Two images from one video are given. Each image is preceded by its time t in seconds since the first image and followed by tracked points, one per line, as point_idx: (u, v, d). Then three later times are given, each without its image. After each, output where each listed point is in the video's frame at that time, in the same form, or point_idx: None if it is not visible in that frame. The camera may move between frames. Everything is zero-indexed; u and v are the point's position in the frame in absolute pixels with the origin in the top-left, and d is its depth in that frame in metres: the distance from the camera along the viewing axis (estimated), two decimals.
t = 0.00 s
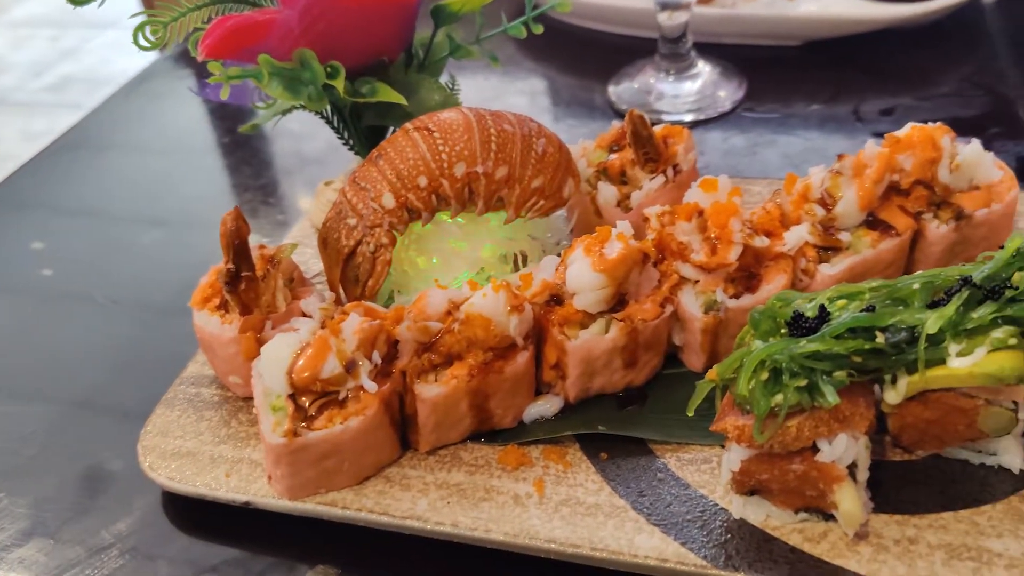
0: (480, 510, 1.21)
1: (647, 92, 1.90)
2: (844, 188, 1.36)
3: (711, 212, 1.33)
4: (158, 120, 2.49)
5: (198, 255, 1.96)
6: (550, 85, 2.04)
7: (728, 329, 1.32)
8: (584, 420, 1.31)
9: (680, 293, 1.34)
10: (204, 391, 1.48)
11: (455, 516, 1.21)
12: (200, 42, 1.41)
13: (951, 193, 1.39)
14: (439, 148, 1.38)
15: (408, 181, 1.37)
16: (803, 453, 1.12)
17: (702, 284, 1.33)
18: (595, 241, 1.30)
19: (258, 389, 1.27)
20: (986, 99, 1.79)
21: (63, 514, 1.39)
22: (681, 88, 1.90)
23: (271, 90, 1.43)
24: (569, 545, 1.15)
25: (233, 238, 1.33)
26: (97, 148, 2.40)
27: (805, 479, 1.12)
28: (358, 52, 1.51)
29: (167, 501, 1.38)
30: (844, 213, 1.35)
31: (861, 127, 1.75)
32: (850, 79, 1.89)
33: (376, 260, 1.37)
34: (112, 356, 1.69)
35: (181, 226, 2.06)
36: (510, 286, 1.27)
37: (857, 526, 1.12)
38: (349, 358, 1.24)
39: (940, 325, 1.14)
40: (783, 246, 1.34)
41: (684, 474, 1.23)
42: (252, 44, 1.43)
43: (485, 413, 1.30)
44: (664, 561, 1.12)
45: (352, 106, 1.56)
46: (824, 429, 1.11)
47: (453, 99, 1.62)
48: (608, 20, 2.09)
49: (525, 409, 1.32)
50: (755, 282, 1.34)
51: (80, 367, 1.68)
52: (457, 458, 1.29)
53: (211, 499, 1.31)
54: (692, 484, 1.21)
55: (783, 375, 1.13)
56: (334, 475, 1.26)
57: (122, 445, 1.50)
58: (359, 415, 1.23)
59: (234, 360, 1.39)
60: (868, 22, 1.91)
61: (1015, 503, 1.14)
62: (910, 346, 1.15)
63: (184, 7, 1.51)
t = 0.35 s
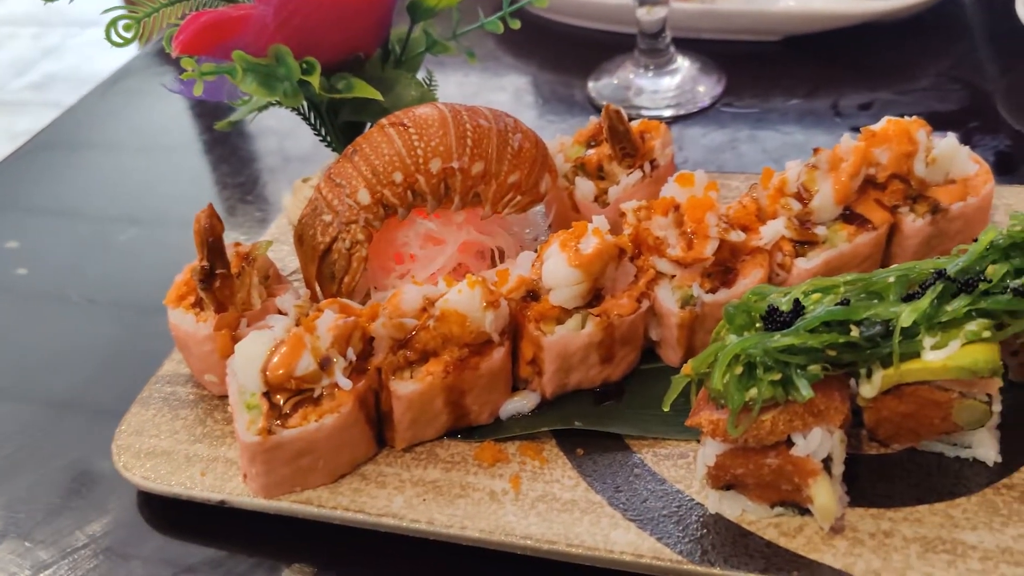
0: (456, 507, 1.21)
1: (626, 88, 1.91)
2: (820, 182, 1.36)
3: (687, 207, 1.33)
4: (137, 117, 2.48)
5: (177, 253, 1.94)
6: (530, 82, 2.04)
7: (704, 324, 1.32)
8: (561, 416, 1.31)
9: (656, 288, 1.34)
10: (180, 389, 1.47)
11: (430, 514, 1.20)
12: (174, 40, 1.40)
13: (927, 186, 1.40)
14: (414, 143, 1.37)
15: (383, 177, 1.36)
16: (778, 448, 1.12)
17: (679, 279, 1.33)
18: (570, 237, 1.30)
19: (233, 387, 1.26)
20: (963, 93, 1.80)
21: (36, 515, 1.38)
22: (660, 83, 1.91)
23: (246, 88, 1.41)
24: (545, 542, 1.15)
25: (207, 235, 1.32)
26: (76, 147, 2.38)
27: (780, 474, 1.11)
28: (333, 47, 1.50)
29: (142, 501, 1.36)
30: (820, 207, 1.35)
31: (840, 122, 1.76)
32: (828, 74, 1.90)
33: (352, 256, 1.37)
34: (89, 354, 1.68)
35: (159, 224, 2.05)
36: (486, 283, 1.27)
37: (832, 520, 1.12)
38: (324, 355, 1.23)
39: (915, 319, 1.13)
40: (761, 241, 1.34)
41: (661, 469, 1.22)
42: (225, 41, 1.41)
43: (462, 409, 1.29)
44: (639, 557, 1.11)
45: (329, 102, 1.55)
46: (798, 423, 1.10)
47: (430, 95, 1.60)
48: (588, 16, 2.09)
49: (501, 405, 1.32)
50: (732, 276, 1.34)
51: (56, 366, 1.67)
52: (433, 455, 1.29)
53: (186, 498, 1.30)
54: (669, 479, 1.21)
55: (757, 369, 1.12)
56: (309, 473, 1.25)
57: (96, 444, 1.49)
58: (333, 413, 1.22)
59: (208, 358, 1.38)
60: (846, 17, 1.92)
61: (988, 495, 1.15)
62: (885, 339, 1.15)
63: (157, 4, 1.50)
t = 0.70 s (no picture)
0: (438, 510, 1.20)
1: (610, 87, 1.92)
2: (801, 181, 1.36)
3: (668, 207, 1.33)
4: (119, 117, 2.46)
5: (159, 254, 1.93)
6: (514, 82, 2.04)
7: (686, 324, 1.31)
8: (543, 417, 1.30)
9: (638, 288, 1.33)
10: (161, 393, 1.46)
11: (412, 516, 1.20)
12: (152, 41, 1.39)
13: (908, 185, 1.40)
14: (395, 144, 1.36)
15: (364, 179, 1.36)
16: (758, 448, 1.11)
17: (660, 279, 1.33)
18: (551, 238, 1.29)
19: (212, 390, 1.25)
20: (946, 92, 1.81)
21: (15, 519, 1.37)
22: (643, 82, 1.92)
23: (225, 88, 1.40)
24: (526, 544, 1.14)
25: (187, 237, 1.31)
26: (58, 147, 2.36)
27: (761, 474, 1.11)
28: (313, 48, 1.50)
29: (122, 505, 1.35)
30: (801, 207, 1.35)
31: (822, 121, 1.77)
32: (811, 73, 1.91)
33: (333, 258, 1.36)
34: (70, 356, 1.67)
35: (141, 225, 2.04)
36: (467, 284, 1.26)
37: (813, 520, 1.12)
38: (304, 358, 1.23)
39: (895, 318, 1.13)
40: (741, 240, 1.34)
41: (643, 470, 1.22)
42: (207, 41, 1.40)
43: (443, 411, 1.28)
44: (621, 558, 1.11)
45: (309, 103, 1.54)
46: (778, 424, 1.09)
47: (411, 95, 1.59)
48: (572, 15, 2.10)
49: (483, 407, 1.32)
50: (713, 276, 1.34)
51: (37, 368, 1.66)
52: (414, 457, 1.28)
53: (166, 502, 1.29)
54: (651, 480, 1.21)
55: (737, 370, 1.11)
56: (289, 476, 1.24)
57: (77, 448, 1.48)
58: (313, 415, 1.22)
59: (189, 361, 1.37)
60: (829, 16, 1.92)
61: (968, 494, 1.15)
62: (864, 339, 1.14)
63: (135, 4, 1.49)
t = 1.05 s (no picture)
0: (419, 513, 1.20)
1: (595, 87, 1.92)
2: (783, 182, 1.35)
3: (651, 208, 1.33)
4: (104, 118, 2.45)
5: (144, 255, 1.92)
6: (500, 82, 2.04)
7: (668, 325, 1.31)
8: (525, 419, 1.30)
9: (620, 290, 1.33)
10: (142, 396, 1.45)
11: (393, 520, 1.19)
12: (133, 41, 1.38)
13: (891, 185, 1.40)
14: (375, 146, 1.35)
15: (345, 180, 1.35)
16: (739, 451, 1.11)
17: (642, 280, 1.32)
18: (533, 239, 1.29)
19: (194, 394, 1.25)
20: (931, 91, 1.83)
21: None
22: (628, 82, 1.93)
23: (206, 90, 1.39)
24: (507, 547, 1.14)
25: (166, 239, 1.31)
26: (43, 148, 2.35)
27: (742, 476, 1.10)
28: (296, 49, 1.49)
29: (102, 509, 1.35)
30: (784, 208, 1.35)
31: (806, 121, 1.78)
32: (796, 73, 1.92)
33: (314, 260, 1.36)
34: (52, 359, 1.66)
35: (126, 227, 2.03)
36: (448, 286, 1.26)
37: (794, 522, 1.12)
38: (284, 361, 1.22)
39: (876, 319, 1.12)
40: (724, 241, 1.33)
41: (624, 472, 1.22)
42: (190, 41, 1.39)
43: (424, 414, 1.28)
44: (602, 561, 1.10)
45: (291, 104, 1.54)
46: (759, 426, 1.08)
47: (394, 96, 1.59)
48: (558, 15, 2.10)
49: (465, 409, 1.31)
50: (695, 277, 1.34)
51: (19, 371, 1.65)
52: (396, 460, 1.28)
53: (146, 506, 1.28)
54: (632, 483, 1.20)
55: (717, 372, 1.10)
56: (270, 480, 1.24)
57: (57, 451, 1.47)
58: (293, 419, 1.21)
59: (169, 364, 1.36)
60: (815, 16, 1.94)
61: (950, 495, 1.15)
62: (846, 340, 1.13)
63: (115, 4, 1.48)
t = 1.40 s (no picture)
0: (403, 519, 1.18)
1: (584, 86, 1.91)
2: (771, 182, 1.34)
3: (638, 209, 1.31)
4: (90, 117, 2.43)
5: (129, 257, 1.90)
6: (488, 81, 2.03)
7: (656, 327, 1.30)
8: (511, 422, 1.28)
9: (607, 291, 1.31)
10: (124, 400, 1.43)
11: (376, 526, 1.18)
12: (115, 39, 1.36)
13: (880, 185, 1.38)
14: (359, 146, 1.34)
15: (328, 181, 1.34)
16: (725, 454, 1.09)
17: (629, 282, 1.31)
18: (518, 240, 1.27)
19: (173, 398, 1.22)
20: (921, 89, 1.83)
21: None
22: (618, 81, 1.92)
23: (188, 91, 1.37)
24: (491, 552, 1.12)
25: (147, 242, 1.28)
26: (28, 147, 2.33)
27: (728, 481, 1.08)
28: (279, 49, 1.47)
29: (83, 515, 1.33)
30: (772, 207, 1.33)
31: (796, 120, 1.77)
32: (785, 72, 1.91)
33: (297, 262, 1.34)
34: (35, 362, 1.64)
35: (111, 228, 2.01)
36: (432, 288, 1.24)
37: (782, 526, 1.10)
38: (265, 365, 1.20)
39: (864, 321, 1.11)
40: (712, 241, 1.32)
41: (611, 476, 1.20)
42: (171, 41, 1.37)
43: (408, 418, 1.26)
44: (588, 567, 1.09)
45: (275, 104, 1.52)
46: (746, 429, 1.07)
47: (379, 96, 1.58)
48: (547, 14, 2.09)
49: (450, 413, 1.29)
50: (683, 278, 1.32)
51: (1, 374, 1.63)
52: (380, 465, 1.26)
53: (127, 512, 1.26)
54: (618, 487, 1.19)
55: (703, 375, 1.08)
56: (252, 486, 1.22)
57: (38, 455, 1.45)
58: (275, 423, 1.19)
59: (151, 368, 1.35)
60: (805, 14, 1.94)
61: (939, 498, 1.13)
62: (833, 341, 1.11)
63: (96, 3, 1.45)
